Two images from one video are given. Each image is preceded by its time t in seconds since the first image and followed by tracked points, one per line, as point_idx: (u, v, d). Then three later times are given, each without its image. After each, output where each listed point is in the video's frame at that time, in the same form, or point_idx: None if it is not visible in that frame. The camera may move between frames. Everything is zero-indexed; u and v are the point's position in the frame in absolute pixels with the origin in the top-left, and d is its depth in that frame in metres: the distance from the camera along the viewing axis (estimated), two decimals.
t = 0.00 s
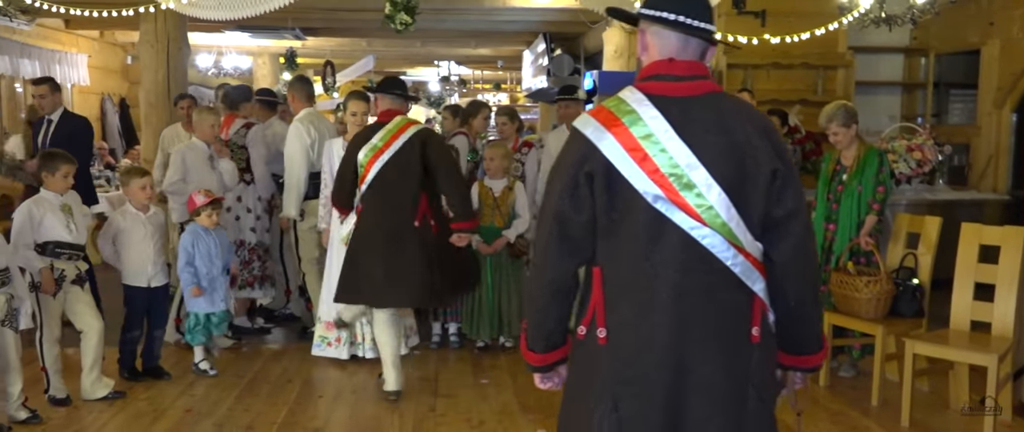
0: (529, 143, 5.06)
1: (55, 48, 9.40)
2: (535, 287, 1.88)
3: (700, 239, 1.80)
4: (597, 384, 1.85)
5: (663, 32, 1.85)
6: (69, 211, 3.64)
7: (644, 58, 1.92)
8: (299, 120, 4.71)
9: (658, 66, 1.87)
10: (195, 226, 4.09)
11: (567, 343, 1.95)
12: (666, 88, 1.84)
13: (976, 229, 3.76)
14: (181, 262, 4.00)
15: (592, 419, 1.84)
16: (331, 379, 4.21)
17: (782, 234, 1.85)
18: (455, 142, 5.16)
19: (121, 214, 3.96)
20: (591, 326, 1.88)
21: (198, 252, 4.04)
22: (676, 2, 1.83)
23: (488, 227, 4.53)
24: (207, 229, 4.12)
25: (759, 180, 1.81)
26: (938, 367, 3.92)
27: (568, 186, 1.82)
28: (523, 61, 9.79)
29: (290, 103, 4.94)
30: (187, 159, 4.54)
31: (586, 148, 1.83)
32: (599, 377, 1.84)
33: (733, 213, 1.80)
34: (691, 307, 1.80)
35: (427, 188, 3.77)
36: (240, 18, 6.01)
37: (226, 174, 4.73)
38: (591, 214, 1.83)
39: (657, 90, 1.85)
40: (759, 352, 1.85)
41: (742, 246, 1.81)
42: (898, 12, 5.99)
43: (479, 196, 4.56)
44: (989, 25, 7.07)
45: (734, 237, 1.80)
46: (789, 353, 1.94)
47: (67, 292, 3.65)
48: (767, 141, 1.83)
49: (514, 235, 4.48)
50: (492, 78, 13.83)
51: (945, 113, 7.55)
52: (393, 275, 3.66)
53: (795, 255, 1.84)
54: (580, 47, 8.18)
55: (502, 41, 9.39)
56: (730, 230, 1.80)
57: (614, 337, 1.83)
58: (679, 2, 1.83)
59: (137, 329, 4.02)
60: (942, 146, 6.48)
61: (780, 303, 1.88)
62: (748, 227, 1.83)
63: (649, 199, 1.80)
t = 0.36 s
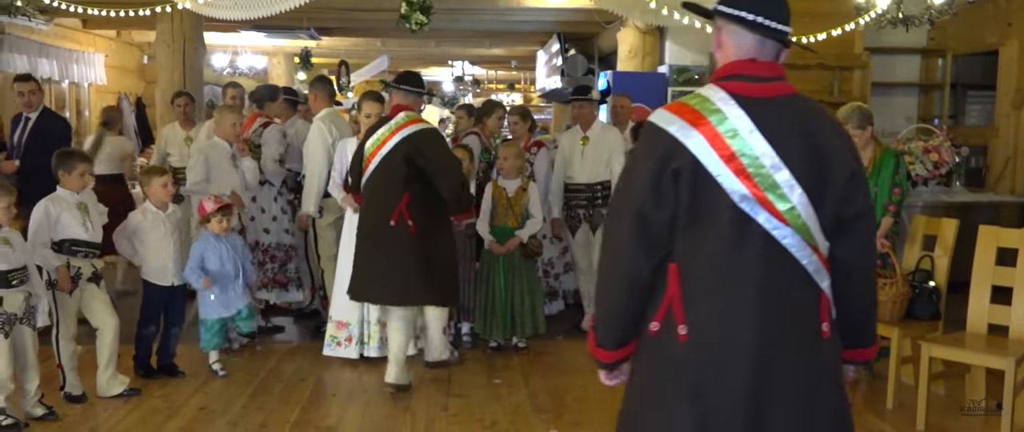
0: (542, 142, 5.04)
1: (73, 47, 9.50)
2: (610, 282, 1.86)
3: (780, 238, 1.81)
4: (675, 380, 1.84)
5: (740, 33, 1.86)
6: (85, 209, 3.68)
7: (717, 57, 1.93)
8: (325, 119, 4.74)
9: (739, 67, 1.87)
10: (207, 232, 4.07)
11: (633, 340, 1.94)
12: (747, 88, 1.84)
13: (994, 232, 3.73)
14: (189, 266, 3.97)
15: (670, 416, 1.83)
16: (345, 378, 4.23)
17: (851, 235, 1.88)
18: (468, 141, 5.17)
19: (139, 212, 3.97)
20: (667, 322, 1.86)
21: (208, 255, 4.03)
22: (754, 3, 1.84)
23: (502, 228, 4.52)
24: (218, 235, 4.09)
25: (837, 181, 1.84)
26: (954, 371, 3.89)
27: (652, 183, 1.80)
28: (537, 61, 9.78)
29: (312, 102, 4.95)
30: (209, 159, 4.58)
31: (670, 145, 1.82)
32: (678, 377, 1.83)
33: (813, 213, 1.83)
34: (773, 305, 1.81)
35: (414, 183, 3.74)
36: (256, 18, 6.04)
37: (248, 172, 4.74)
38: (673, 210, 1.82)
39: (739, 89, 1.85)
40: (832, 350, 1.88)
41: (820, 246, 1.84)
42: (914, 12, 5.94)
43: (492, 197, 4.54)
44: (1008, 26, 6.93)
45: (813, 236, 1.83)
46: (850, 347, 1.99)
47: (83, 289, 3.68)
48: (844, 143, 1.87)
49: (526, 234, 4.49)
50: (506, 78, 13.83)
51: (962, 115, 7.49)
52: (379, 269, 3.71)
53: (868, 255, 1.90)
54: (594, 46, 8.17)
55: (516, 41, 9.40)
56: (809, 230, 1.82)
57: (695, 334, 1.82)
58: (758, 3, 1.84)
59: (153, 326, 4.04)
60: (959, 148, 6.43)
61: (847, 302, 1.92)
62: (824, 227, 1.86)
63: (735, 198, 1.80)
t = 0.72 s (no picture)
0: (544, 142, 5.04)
1: (79, 47, 9.53)
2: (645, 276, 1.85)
3: (813, 237, 1.83)
4: (707, 378, 1.83)
5: (771, 33, 1.89)
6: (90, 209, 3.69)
7: (747, 59, 1.97)
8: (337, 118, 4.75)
9: (777, 67, 1.90)
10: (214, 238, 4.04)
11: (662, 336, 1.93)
12: (784, 87, 1.88)
13: (1000, 232, 3.71)
14: (190, 266, 3.96)
15: (703, 413, 1.83)
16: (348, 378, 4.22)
17: (873, 235, 1.94)
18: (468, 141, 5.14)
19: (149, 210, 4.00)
20: (697, 319, 1.86)
21: (212, 261, 4.01)
22: (783, 5, 1.87)
23: (508, 228, 4.55)
24: (228, 240, 4.07)
25: (865, 184, 1.90)
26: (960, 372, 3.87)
27: (691, 176, 1.80)
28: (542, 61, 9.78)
29: (324, 101, 4.98)
30: (216, 159, 4.56)
31: (711, 140, 1.82)
32: (708, 372, 1.82)
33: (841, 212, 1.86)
34: (807, 302, 1.82)
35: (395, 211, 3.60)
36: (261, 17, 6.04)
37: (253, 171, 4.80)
38: (710, 206, 1.82)
39: (777, 89, 1.88)
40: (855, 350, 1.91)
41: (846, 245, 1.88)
42: (921, 12, 5.92)
43: (497, 195, 4.57)
44: (1014, 26, 6.78)
45: (841, 236, 1.87)
46: (858, 342, 2.06)
47: (88, 288, 3.69)
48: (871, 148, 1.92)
49: (531, 235, 4.51)
50: (510, 77, 13.84)
51: (968, 115, 7.45)
52: (349, 285, 3.69)
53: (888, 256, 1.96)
54: (599, 46, 8.17)
55: (520, 41, 9.41)
56: (838, 229, 1.86)
57: (730, 330, 1.82)
58: (785, 6, 1.87)
59: (160, 327, 4.04)
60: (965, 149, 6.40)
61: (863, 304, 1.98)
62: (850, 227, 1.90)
63: (774, 194, 1.81)
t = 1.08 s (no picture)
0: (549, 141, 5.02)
1: (84, 47, 9.55)
2: (643, 278, 1.88)
3: (810, 226, 1.87)
4: (719, 370, 1.85)
5: (738, 51, 2.01)
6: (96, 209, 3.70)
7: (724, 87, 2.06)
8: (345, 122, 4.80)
9: (754, 75, 1.98)
10: (210, 230, 4.06)
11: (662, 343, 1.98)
12: (764, 91, 1.95)
13: (1006, 230, 3.70)
14: (189, 262, 3.96)
15: (721, 408, 1.83)
16: (354, 377, 4.23)
17: (873, 233, 2.01)
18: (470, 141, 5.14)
19: (155, 209, 4.04)
20: (703, 314, 1.89)
21: (209, 254, 4.01)
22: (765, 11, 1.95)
23: (512, 227, 4.53)
24: (223, 232, 4.08)
25: (856, 176, 1.96)
26: (966, 370, 3.87)
27: (683, 171, 1.85)
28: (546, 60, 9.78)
29: (330, 102, 4.99)
30: (218, 159, 4.61)
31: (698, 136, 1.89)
32: (719, 363, 1.84)
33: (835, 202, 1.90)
34: (808, 289, 1.86)
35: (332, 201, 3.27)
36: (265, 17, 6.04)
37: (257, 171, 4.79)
38: (703, 202, 1.86)
39: (759, 92, 1.95)
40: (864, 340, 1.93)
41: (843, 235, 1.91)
42: (926, 10, 5.90)
43: (502, 195, 4.58)
44: (1020, 23, 6.84)
45: (838, 224, 1.91)
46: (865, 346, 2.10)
47: (94, 288, 3.70)
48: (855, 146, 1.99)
49: (536, 234, 4.51)
50: (514, 76, 13.84)
51: (974, 113, 7.44)
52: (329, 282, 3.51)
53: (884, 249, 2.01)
54: (603, 45, 8.16)
55: (524, 40, 9.42)
56: (834, 216, 1.90)
57: (735, 319, 1.84)
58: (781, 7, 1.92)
59: (165, 326, 4.05)
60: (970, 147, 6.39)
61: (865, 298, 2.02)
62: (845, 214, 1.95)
63: (766, 182, 1.86)
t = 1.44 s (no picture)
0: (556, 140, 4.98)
1: (94, 50, 9.61)
2: (650, 259, 1.88)
3: (798, 203, 1.89)
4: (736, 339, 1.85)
5: (702, 75, 2.07)
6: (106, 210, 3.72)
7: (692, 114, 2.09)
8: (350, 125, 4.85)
9: (722, 86, 2.03)
10: (222, 229, 4.08)
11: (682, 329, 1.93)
12: (736, 98, 1.99)
13: (1016, 228, 3.68)
14: (205, 265, 3.99)
15: (739, 374, 1.84)
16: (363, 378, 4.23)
17: (859, 216, 2.02)
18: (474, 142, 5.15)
19: (161, 212, 4.05)
20: (710, 291, 1.89)
21: (224, 253, 4.03)
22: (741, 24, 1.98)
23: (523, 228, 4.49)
24: (234, 231, 4.10)
25: (832, 162, 1.99)
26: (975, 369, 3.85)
27: (676, 154, 1.88)
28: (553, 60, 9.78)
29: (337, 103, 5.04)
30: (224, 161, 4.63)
31: (681, 127, 1.92)
32: (733, 334, 1.86)
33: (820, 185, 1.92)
34: (807, 261, 1.88)
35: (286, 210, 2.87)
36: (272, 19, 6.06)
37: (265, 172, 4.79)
38: (698, 182, 1.89)
39: (732, 98, 1.98)
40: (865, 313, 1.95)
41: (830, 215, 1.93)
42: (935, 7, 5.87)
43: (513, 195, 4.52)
44: None
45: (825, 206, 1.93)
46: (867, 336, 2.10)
47: (104, 290, 3.73)
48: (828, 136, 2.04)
49: (547, 234, 4.49)
50: (522, 76, 13.84)
51: (983, 110, 7.40)
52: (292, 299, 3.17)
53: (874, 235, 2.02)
54: (611, 44, 8.15)
55: (531, 40, 9.42)
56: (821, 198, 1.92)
57: (742, 289, 1.86)
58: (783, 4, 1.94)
59: (173, 327, 4.08)
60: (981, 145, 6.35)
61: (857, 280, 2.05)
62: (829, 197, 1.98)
63: (753, 164, 1.89)
